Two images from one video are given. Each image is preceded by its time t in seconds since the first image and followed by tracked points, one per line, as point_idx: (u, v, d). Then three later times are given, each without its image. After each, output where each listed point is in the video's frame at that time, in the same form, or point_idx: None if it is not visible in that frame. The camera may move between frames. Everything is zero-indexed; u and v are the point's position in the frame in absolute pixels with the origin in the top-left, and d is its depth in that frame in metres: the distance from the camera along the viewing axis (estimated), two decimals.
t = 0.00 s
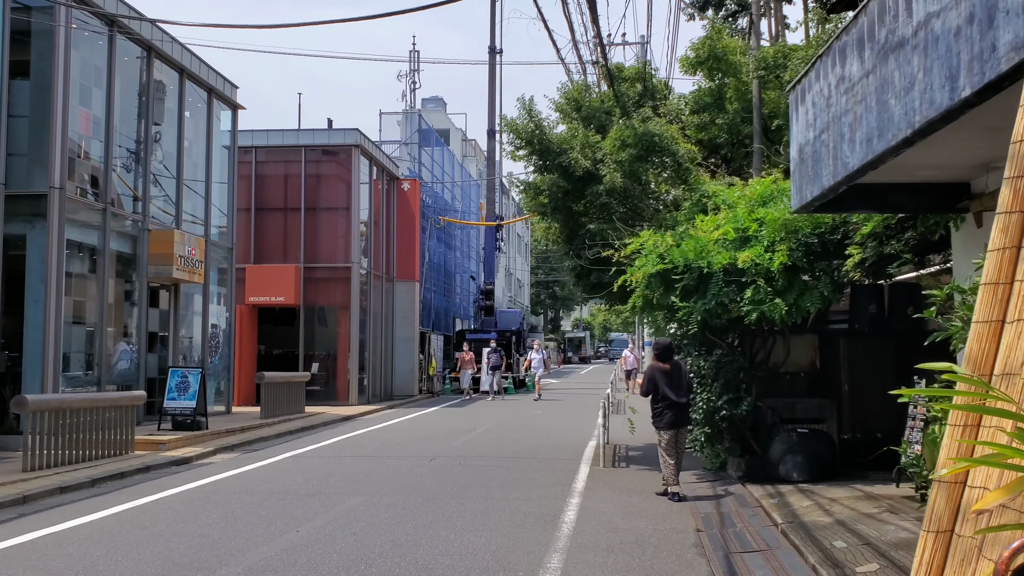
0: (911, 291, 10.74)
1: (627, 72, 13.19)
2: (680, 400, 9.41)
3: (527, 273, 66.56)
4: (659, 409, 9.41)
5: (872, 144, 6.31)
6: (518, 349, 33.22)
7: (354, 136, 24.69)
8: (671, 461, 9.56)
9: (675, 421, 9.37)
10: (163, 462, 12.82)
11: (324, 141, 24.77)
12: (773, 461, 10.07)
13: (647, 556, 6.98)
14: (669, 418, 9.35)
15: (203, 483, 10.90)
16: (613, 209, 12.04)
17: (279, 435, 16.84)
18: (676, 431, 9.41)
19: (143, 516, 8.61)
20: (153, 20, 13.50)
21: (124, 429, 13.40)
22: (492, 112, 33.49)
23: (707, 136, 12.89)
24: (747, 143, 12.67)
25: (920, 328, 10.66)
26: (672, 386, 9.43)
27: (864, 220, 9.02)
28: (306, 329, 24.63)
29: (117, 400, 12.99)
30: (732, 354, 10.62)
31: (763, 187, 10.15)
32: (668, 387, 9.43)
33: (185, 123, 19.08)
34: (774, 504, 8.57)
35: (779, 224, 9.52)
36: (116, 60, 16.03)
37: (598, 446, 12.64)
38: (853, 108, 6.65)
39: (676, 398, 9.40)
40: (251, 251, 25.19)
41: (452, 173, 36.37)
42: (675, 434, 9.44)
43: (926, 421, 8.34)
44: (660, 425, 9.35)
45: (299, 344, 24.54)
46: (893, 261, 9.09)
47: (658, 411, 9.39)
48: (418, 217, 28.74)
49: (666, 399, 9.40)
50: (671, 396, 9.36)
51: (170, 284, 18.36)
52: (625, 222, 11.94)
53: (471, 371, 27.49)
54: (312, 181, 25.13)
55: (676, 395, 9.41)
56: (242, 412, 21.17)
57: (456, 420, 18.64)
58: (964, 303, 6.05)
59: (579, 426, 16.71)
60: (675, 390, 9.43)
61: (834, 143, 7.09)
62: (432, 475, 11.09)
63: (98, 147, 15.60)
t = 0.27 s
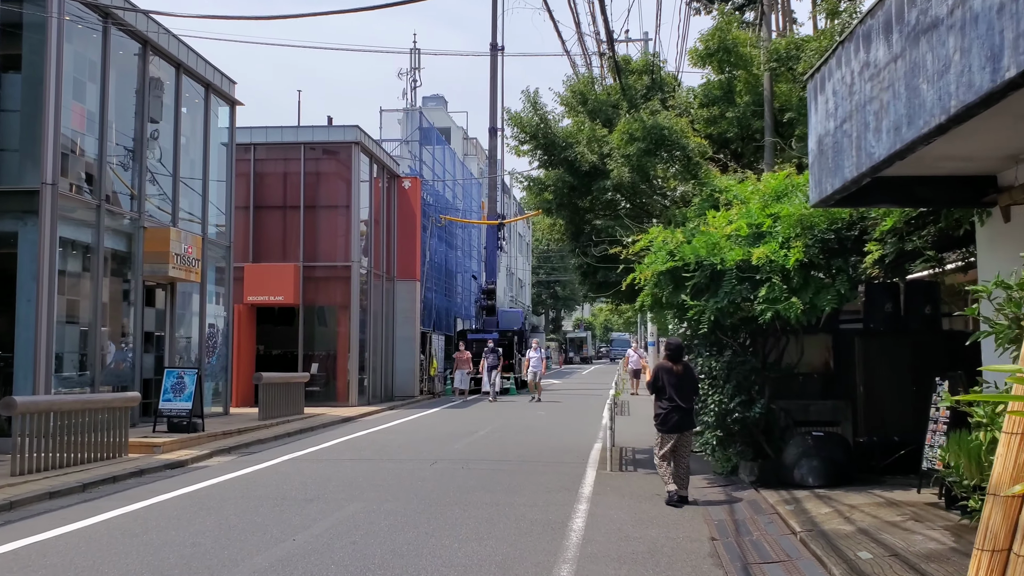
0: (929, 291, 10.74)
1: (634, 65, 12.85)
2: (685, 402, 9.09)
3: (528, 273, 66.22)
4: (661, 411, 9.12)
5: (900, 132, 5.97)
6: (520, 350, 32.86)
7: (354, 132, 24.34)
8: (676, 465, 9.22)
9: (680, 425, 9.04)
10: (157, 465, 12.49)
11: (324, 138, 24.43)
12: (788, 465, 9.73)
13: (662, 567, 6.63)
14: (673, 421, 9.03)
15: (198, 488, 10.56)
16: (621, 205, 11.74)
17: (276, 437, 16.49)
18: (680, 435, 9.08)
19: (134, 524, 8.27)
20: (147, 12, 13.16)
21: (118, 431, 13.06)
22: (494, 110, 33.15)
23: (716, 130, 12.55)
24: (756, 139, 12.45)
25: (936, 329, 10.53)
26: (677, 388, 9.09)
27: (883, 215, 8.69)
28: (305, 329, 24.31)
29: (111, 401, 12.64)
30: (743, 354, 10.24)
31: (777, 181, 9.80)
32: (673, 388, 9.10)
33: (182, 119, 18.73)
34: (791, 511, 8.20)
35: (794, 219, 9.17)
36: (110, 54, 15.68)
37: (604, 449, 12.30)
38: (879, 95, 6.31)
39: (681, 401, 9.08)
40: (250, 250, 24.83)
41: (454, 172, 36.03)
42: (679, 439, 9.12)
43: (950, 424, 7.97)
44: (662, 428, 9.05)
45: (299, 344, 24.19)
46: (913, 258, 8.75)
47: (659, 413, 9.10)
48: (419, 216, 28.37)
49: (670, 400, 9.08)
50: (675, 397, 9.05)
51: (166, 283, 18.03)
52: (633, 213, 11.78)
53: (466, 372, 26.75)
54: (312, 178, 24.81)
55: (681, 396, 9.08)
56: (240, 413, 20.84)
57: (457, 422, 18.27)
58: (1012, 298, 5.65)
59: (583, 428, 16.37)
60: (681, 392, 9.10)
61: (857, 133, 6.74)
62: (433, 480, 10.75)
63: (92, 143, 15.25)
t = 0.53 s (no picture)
0: (942, 289, 10.48)
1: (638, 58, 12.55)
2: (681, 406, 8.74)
3: (529, 273, 65.92)
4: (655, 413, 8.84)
5: (925, 121, 5.64)
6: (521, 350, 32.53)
7: (351, 130, 24.00)
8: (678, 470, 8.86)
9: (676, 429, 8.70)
10: (149, 470, 12.18)
11: (322, 135, 24.11)
12: (799, 470, 9.38)
13: None
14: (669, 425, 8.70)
15: (190, 494, 10.25)
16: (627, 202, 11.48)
17: (273, 440, 16.17)
18: (677, 439, 8.75)
19: (122, 533, 7.97)
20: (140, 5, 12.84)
21: (109, 435, 12.75)
22: (494, 108, 32.81)
23: (723, 125, 12.25)
24: (763, 135, 12.19)
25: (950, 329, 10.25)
26: (672, 391, 8.74)
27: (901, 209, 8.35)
28: (303, 330, 23.97)
29: (102, 404, 12.33)
30: (753, 355, 9.90)
31: (788, 175, 9.46)
32: (668, 391, 8.75)
33: (176, 116, 18.41)
34: (805, 518, 7.87)
35: (807, 214, 8.84)
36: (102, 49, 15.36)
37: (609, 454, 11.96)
38: (902, 82, 5.98)
39: (676, 403, 8.74)
40: (247, 249, 24.49)
41: (454, 170, 35.72)
42: (676, 443, 8.78)
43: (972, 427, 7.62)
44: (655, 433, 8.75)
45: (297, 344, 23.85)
46: (933, 253, 8.43)
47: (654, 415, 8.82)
48: (418, 215, 28.03)
49: (666, 404, 8.76)
50: (670, 400, 8.73)
51: (160, 283, 17.74)
52: (638, 206, 11.66)
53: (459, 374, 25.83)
54: (310, 177, 24.51)
55: (676, 399, 8.73)
56: (237, 415, 20.55)
57: (458, 424, 17.94)
58: None
59: (586, 430, 16.06)
60: (676, 394, 8.74)
61: (876, 123, 6.41)
62: (432, 485, 10.44)
63: (84, 140, 14.93)
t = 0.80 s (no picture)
0: (955, 287, 10.13)
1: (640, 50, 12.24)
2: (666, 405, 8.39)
3: (528, 273, 65.60)
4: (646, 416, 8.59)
5: (950, 104, 5.30)
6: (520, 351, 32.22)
7: (348, 127, 23.68)
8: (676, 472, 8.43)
9: (662, 429, 8.35)
10: (138, 474, 11.84)
11: (318, 133, 23.79)
12: (809, 474, 9.06)
13: None
14: (655, 427, 8.39)
15: (179, 500, 9.92)
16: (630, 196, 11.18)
17: (267, 443, 15.85)
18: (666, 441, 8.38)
19: (104, 543, 7.64)
20: None
21: (98, 438, 12.41)
22: (492, 105, 32.47)
23: (728, 118, 11.99)
24: (770, 127, 11.99)
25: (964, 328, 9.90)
26: (656, 392, 8.45)
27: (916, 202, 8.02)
28: (299, 330, 23.66)
29: (90, 407, 11.99)
30: (761, 354, 9.57)
31: (797, 168, 9.14)
32: (651, 391, 8.49)
33: (169, 112, 18.06)
34: (818, 525, 7.54)
35: (818, 208, 8.52)
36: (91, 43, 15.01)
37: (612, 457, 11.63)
38: (925, 64, 5.64)
39: (660, 403, 8.42)
40: (242, 249, 24.15)
41: (452, 169, 35.38)
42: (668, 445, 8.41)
43: (992, 429, 7.29)
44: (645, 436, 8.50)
45: (293, 345, 23.55)
46: (950, 248, 8.12)
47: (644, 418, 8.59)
48: (416, 214, 27.69)
49: (650, 404, 8.48)
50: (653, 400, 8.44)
51: (152, 282, 17.46)
52: (640, 202, 11.43)
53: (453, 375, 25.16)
54: (305, 175, 24.19)
55: (659, 399, 8.42)
56: (231, 417, 20.23)
57: (456, 426, 17.63)
58: None
59: (588, 432, 15.73)
60: (659, 394, 8.43)
61: (896, 109, 6.07)
62: (429, 490, 10.11)
63: (73, 136, 14.58)
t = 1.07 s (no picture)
0: (969, 285, 9.73)
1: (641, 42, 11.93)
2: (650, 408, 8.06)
3: (526, 272, 65.29)
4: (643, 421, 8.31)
5: (976, 90, 4.96)
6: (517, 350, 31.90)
7: (342, 123, 23.36)
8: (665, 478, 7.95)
9: (644, 433, 8.02)
10: (124, 478, 11.49)
11: (312, 129, 23.46)
12: (817, 480, 8.73)
13: None
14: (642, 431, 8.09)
15: (164, 506, 9.56)
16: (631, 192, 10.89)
17: (259, 445, 15.50)
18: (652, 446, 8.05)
19: (82, 553, 7.30)
20: None
21: (83, 441, 12.06)
22: (489, 103, 32.14)
23: (731, 113, 11.71)
24: (773, 122, 11.70)
25: (977, 329, 9.64)
26: (642, 395, 8.16)
27: (931, 198, 7.68)
28: (292, 330, 23.35)
29: (75, 409, 11.64)
30: (767, 356, 9.22)
31: (805, 162, 8.80)
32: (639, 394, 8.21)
33: (158, 107, 17.68)
34: (828, 534, 7.21)
35: (827, 204, 8.18)
36: (77, 35, 14.65)
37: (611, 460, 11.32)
38: (948, 49, 5.30)
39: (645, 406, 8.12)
40: (234, 247, 23.80)
41: (448, 167, 35.05)
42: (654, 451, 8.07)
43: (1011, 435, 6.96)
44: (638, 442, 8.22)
45: (286, 345, 23.23)
46: (965, 246, 7.78)
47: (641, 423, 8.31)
48: (411, 211, 27.33)
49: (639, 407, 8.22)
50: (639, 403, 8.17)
51: (141, 280, 17.15)
52: (641, 199, 11.26)
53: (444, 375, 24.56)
54: (299, 173, 23.86)
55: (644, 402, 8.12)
56: (223, 418, 19.88)
57: (452, 427, 17.30)
58: None
59: (586, 434, 15.42)
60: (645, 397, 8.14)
61: (915, 97, 5.73)
62: (422, 496, 9.78)
63: (59, 130, 14.22)
